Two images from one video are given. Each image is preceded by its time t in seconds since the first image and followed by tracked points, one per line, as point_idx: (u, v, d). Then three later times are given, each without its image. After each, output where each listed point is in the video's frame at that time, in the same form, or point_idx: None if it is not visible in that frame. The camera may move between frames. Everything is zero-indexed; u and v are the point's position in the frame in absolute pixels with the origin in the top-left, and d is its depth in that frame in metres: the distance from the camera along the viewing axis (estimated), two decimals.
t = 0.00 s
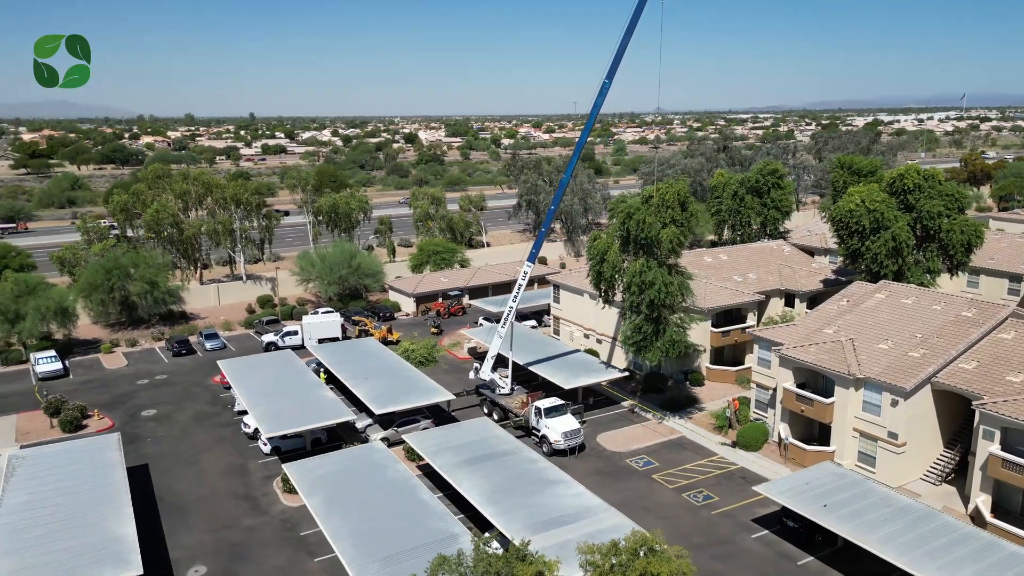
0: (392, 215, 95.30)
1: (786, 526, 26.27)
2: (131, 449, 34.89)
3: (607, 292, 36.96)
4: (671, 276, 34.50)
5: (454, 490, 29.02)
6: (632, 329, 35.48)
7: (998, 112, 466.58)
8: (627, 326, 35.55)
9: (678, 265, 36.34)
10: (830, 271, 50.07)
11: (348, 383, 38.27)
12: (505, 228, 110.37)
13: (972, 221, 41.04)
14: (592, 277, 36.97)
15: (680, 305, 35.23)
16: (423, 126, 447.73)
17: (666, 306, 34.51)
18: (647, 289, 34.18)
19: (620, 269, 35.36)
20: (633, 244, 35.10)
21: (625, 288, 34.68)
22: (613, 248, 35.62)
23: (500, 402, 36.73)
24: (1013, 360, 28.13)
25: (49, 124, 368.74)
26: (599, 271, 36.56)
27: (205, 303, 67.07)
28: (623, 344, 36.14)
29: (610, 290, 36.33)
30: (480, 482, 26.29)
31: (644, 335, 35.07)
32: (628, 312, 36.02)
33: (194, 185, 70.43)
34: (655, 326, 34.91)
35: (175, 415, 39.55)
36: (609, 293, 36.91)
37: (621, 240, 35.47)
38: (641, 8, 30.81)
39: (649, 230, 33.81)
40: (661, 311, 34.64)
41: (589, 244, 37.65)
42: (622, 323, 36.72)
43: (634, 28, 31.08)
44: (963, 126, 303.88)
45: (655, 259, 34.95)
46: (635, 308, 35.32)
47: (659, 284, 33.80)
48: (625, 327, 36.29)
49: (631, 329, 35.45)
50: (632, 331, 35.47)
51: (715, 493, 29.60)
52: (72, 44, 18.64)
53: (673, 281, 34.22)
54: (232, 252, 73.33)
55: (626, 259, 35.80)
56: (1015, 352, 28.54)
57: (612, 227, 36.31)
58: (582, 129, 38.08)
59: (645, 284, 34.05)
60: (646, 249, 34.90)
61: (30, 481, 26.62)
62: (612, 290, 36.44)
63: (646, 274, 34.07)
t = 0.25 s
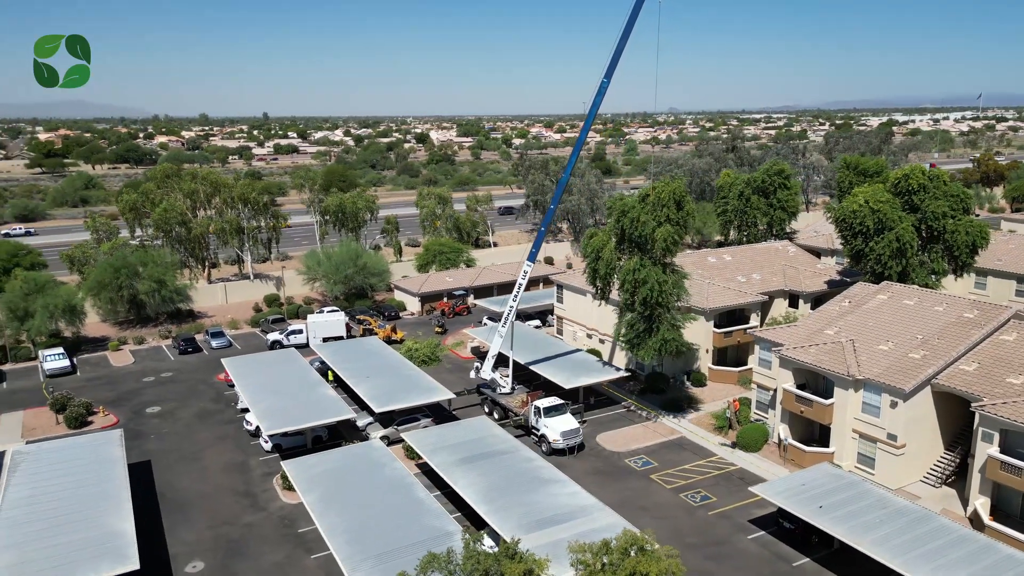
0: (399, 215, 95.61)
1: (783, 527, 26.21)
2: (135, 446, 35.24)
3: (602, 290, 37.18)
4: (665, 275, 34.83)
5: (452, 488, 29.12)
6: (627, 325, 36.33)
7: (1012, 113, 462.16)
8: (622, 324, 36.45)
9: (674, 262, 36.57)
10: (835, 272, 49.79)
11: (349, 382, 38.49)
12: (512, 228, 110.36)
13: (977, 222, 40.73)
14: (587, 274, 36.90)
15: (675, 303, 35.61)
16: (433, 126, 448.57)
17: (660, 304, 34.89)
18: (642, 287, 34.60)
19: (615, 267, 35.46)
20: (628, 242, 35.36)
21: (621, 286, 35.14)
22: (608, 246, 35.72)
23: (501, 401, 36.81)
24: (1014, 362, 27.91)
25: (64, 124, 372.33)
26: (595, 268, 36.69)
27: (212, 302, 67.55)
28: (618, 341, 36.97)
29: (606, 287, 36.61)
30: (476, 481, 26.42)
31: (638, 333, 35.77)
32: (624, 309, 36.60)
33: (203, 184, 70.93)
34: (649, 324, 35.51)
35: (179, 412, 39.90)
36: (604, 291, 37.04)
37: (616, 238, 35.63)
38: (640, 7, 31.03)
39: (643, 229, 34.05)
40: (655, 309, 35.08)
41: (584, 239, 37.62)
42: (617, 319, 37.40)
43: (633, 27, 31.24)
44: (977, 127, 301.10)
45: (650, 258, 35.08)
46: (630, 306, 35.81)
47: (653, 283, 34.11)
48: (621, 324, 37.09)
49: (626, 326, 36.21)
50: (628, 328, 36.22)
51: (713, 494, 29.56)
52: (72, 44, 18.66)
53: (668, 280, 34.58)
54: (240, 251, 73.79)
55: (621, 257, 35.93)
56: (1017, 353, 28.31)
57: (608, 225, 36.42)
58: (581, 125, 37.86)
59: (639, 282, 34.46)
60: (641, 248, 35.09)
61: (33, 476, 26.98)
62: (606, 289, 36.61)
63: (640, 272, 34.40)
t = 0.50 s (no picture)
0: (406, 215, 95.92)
1: (779, 528, 26.16)
2: (138, 442, 35.64)
3: (600, 288, 37.28)
4: (660, 274, 34.69)
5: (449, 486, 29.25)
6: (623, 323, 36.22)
7: None
8: (617, 322, 36.34)
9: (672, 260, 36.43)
10: (840, 273, 49.49)
11: (351, 380, 38.72)
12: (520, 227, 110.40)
13: (983, 223, 40.41)
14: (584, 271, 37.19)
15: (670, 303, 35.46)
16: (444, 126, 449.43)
17: (654, 303, 34.80)
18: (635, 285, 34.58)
19: (610, 265, 35.55)
20: (624, 241, 35.33)
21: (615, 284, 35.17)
22: (605, 244, 35.79)
23: (501, 400, 36.91)
24: (1015, 364, 27.70)
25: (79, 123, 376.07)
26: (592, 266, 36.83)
27: (220, 300, 68.06)
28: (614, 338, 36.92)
29: (603, 285, 36.69)
30: (472, 480, 26.51)
31: (632, 331, 35.66)
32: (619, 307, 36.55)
33: (212, 184, 71.49)
34: (644, 322, 35.41)
35: (183, 409, 40.29)
36: (602, 289, 37.15)
37: (612, 236, 35.67)
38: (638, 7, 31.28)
39: (638, 227, 34.04)
40: (649, 308, 34.98)
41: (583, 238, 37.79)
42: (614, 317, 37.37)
43: (631, 27, 31.49)
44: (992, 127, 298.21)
45: (645, 256, 35.04)
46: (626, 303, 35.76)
47: (646, 281, 34.04)
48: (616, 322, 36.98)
49: (621, 324, 36.14)
50: (623, 326, 36.16)
51: (711, 495, 29.54)
52: (72, 43, 18.79)
53: (662, 279, 34.42)
54: (248, 250, 74.31)
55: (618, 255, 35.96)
56: (1018, 356, 28.09)
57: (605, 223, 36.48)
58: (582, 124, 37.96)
59: (633, 280, 34.46)
60: (637, 246, 35.08)
61: (36, 471, 27.37)
62: (603, 287, 36.67)
63: (634, 270, 34.37)
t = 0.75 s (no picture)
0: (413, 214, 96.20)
1: (776, 529, 26.08)
2: (142, 439, 35.98)
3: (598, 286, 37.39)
4: (655, 272, 34.61)
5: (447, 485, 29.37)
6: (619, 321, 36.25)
7: None
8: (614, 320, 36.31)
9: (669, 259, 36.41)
10: (844, 274, 49.23)
11: (352, 379, 38.93)
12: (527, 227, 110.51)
13: (988, 223, 40.11)
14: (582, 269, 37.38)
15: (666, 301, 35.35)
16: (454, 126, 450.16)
17: (650, 301, 34.75)
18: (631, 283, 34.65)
19: (607, 263, 35.64)
20: (621, 239, 35.37)
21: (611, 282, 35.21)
22: (601, 242, 35.89)
23: (502, 399, 36.99)
24: (1016, 366, 27.49)
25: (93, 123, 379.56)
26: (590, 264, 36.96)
27: (227, 299, 68.55)
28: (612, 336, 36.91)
29: (600, 283, 36.77)
30: (469, 478, 26.61)
31: (628, 328, 35.65)
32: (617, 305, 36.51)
33: (219, 183, 71.93)
34: (640, 320, 35.34)
35: (187, 407, 40.63)
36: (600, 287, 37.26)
37: (609, 234, 35.74)
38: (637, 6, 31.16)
39: (633, 225, 34.07)
40: (644, 306, 34.99)
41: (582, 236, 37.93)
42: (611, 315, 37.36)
43: (629, 26, 31.35)
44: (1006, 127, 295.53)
45: (641, 254, 35.02)
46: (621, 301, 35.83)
47: (640, 280, 34.10)
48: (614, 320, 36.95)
49: (617, 322, 36.18)
50: (618, 324, 36.22)
51: (708, 495, 29.51)
52: (72, 43, 18.71)
53: (657, 278, 34.37)
54: (255, 249, 74.77)
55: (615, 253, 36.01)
56: (1019, 358, 27.87)
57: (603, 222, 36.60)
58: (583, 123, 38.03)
59: (628, 278, 34.47)
60: (633, 244, 35.09)
61: (39, 467, 27.69)
62: (601, 284, 36.74)
63: (629, 268, 34.43)
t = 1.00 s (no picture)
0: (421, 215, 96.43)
1: (773, 530, 26.01)
2: (146, 436, 36.35)
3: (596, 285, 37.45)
4: (652, 271, 34.54)
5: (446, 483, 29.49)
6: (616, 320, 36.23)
7: None
8: (612, 318, 36.28)
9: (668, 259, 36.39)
10: (850, 275, 48.95)
11: (354, 378, 39.17)
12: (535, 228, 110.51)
13: (994, 225, 39.78)
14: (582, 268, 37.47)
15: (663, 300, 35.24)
16: (465, 127, 450.75)
17: (646, 299, 34.71)
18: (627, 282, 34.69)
19: (605, 261, 35.67)
20: (619, 237, 35.38)
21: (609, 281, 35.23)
22: (600, 241, 35.94)
23: (502, 399, 37.10)
24: (1017, 368, 27.29)
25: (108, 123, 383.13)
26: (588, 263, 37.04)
27: (235, 298, 69.04)
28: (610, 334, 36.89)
29: (598, 282, 36.82)
30: (466, 477, 26.73)
31: (626, 327, 35.60)
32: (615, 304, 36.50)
33: (228, 183, 72.45)
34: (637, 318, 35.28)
35: (191, 405, 40.99)
36: (599, 286, 37.30)
37: (608, 233, 35.79)
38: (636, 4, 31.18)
39: (630, 223, 34.10)
40: (641, 304, 34.94)
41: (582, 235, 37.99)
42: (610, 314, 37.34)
43: (628, 24, 31.41)
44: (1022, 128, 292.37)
45: (638, 254, 35.00)
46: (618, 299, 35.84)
47: (636, 278, 34.13)
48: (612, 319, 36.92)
49: (614, 320, 36.15)
50: (616, 323, 36.21)
51: (706, 496, 29.47)
52: (71, 43, 18.89)
53: (654, 276, 34.34)
54: (263, 249, 75.26)
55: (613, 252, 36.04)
56: (1021, 360, 27.65)
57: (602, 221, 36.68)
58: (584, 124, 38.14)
59: (625, 276, 34.48)
60: (630, 243, 35.10)
61: (43, 462, 28.08)
62: (599, 283, 36.80)
63: (625, 267, 34.46)
